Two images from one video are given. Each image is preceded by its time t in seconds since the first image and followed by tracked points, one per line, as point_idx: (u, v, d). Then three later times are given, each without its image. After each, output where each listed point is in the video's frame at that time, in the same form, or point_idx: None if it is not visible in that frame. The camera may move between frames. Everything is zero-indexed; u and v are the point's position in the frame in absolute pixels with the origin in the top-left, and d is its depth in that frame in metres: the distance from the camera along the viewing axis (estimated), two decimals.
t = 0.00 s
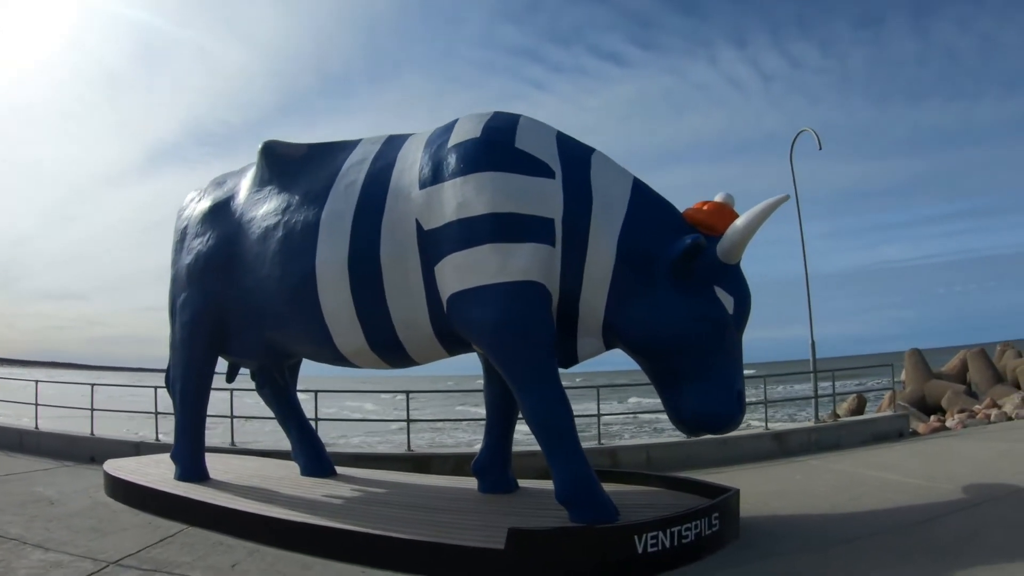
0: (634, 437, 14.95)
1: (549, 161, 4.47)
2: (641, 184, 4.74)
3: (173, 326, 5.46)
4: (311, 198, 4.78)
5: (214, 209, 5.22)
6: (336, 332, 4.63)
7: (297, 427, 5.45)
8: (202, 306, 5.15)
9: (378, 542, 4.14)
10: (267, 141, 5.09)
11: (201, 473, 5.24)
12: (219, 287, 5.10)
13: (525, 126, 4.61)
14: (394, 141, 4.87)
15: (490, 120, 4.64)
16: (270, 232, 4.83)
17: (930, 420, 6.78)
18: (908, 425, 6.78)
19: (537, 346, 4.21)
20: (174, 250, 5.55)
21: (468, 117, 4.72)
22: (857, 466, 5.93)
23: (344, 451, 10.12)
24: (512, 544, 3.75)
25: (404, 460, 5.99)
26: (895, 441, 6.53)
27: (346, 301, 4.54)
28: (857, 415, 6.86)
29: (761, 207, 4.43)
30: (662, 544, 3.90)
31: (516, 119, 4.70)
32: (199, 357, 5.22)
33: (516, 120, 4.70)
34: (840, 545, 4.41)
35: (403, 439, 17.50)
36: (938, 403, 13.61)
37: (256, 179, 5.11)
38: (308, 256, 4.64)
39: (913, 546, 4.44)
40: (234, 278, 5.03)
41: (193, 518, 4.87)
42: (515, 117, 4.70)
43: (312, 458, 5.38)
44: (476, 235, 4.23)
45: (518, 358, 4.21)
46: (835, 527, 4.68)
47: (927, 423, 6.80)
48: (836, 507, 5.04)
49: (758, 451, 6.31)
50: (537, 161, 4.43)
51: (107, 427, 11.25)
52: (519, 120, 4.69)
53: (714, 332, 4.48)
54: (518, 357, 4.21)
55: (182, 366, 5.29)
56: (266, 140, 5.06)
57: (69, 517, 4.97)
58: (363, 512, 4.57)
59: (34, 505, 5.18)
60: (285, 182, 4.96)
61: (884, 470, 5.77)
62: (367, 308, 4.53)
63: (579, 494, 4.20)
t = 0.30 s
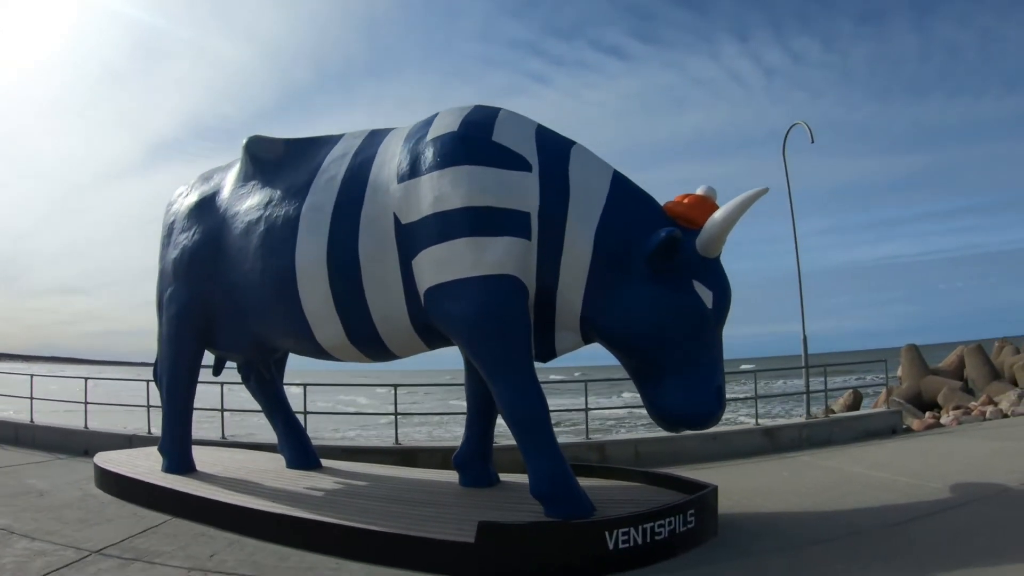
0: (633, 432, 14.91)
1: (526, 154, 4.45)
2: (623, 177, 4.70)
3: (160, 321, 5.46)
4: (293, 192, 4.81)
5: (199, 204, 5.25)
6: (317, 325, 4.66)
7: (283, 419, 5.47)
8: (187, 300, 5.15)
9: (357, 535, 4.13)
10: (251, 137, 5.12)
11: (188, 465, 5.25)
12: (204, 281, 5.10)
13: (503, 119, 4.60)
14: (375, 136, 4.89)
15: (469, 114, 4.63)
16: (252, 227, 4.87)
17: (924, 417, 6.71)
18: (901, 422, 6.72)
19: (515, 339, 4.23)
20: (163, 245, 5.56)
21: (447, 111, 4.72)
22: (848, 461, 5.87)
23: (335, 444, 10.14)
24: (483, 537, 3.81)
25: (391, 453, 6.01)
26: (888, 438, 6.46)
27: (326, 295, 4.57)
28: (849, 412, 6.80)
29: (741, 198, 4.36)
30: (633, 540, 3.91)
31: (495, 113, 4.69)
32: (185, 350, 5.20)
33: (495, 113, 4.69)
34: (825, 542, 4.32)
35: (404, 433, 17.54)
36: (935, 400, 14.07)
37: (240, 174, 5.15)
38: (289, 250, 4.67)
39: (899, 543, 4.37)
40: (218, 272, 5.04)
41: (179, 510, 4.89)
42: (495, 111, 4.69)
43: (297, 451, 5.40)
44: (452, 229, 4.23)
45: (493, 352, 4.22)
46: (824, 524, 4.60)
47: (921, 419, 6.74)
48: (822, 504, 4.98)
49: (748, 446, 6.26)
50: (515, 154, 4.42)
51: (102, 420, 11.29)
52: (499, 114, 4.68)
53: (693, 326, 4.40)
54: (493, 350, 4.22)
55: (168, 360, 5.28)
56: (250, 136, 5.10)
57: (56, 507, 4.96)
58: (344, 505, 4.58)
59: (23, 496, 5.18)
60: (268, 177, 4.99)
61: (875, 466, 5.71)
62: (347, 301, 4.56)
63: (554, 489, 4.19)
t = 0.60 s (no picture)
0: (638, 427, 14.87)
1: (509, 148, 4.43)
2: (610, 170, 4.67)
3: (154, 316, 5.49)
4: (281, 188, 4.84)
5: (191, 200, 5.29)
6: (304, 320, 4.69)
7: (275, 413, 5.49)
8: (179, 294, 5.18)
9: (340, 528, 4.13)
10: (242, 133, 5.16)
11: (182, 458, 5.28)
12: (195, 276, 5.13)
13: (488, 113, 4.60)
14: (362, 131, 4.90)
15: (453, 108, 4.63)
16: (241, 222, 4.90)
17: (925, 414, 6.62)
18: (901, 419, 6.64)
19: (498, 333, 4.23)
20: (156, 240, 5.60)
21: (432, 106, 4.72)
22: (845, 457, 5.80)
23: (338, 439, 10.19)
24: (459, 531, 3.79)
25: (384, 447, 6.02)
26: (887, 434, 6.38)
27: (312, 289, 4.60)
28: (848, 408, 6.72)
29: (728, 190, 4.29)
30: (610, 538, 3.81)
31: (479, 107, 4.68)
32: (178, 345, 5.24)
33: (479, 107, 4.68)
34: (811, 542, 4.24)
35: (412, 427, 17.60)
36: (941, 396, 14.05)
37: (231, 170, 5.18)
38: (276, 245, 4.71)
39: (887, 542, 4.29)
40: (209, 267, 5.08)
41: (169, 502, 4.92)
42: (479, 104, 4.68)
43: (289, 444, 5.41)
44: (435, 223, 4.24)
45: (474, 345, 4.23)
46: (813, 522, 4.52)
47: (921, 416, 6.65)
48: (814, 501, 4.90)
49: (745, 442, 6.19)
50: (498, 147, 4.41)
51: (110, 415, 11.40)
52: (483, 108, 4.67)
53: (678, 321, 4.36)
54: (475, 343, 4.23)
55: (161, 355, 5.31)
56: (240, 132, 5.14)
57: (50, 500, 5.02)
58: (331, 498, 4.59)
59: (19, 489, 5.24)
60: (258, 173, 5.03)
61: (872, 462, 5.63)
62: (333, 296, 4.58)
63: (536, 483, 4.18)
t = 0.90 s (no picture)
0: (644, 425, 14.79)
1: (490, 138, 4.42)
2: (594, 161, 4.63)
3: (144, 309, 5.50)
4: (267, 180, 4.86)
5: (181, 194, 5.32)
6: (288, 311, 4.70)
7: (265, 405, 5.47)
8: (168, 287, 5.20)
9: (319, 520, 4.16)
10: (231, 126, 5.19)
11: (171, 450, 5.29)
12: (184, 268, 5.14)
13: (471, 105, 4.59)
14: (348, 123, 4.92)
15: (436, 99, 4.63)
16: (228, 214, 4.92)
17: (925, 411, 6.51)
18: (900, 416, 6.55)
19: (476, 327, 4.22)
20: (147, 234, 5.62)
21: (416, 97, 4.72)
22: (839, 454, 5.71)
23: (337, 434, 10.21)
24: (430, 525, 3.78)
25: (375, 440, 6.02)
26: (885, 432, 6.28)
27: (295, 281, 4.62)
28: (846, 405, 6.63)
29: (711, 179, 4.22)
30: (587, 534, 3.73)
31: (462, 97, 4.67)
32: (168, 337, 5.26)
33: (462, 98, 4.67)
34: (791, 543, 4.16)
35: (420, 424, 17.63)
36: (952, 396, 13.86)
37: (220, 163, 5.21)
38: (261, 237, 4.73)
39: (870, 545, 4.21)
40: (197, 260, 5.10)
41: (155, 492, 4.95)
42: (462, 95, 4.67)
43: (279, 436, 5.38)
44: (413, 215, 4.25)
45: (452, 338, 4.22)
46: (798, 524, 4.45)
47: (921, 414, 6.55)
48: (803, 501, 4.82)
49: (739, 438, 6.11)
50: (479, 138, 4.40)
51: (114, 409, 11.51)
52: (466, 98, 4.66)
53: (661, 314, 4.31)
54: (452, 337, 4.21)
55: (152, 347, 5.33)
56: (229, 125, 5.17)
57: (40, 490, 5.07)
58: (312, 491, 4.60)
59: (11, 478, 5.29)
60: (246, 165, 5.05)
61: (866, 459, 5.55)
62: (316, 288, 4.59)
63: (513, 478, 4.16)
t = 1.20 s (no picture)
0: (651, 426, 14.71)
1: (468, 137, 4.38)
2: (575, 159, 4.57)
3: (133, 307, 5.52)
4: (250, 178, 4.86)
5: (168, 192, 5.33)
6: (269, 310, 4.70)
7: (251, 403, 5.48)
8: (154, 284, 5.22)
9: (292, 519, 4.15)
10: (217, 125, 5.20)
11: (158, 446, 5.30)
12: (170, 266, 5.16)
13: (451, 103, 4.56)
14: (330, 121, 4.90)
15: (416, 97, 4.60)
16: (212, 213, 4.93)
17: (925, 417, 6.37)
18: (899, 422, 6.41)
19: (451, 327, 4.18)
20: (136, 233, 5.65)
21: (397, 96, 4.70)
22: (833, 460, 5.59)
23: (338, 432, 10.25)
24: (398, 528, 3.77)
25: (363, 440, 6.01)
26: (883, 438, 6.15)
27: (275, 280, 4.62)
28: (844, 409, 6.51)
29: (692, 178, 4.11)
30: (555, 542, 3.70)
31: (442, 96, 4.63)
32: (154, 334, 5.27)
33: (442, 96, 4.63)
34: (770, 555, 4.04)
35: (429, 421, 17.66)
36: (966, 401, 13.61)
37: (206, 161, 5.22)
38: (243, 235, 4.73)
39: (854, 557, 4.05)
40: (182, 258, 5.10)
41: (138, 489, 4.97)
42: (442, 93, 4.63)
43: (264, 435, 5.38)
44: (389, 214, 4.22)
45: (426, 339, 4.17)
46: (779, 533, 4.29)
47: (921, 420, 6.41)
48: (790, 508, 4.69)
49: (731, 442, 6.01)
50: (457, 137, 4.36)
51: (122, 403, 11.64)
52: (446, 97, 4.62)
53: (639, 316, 4.21)
54: (426, 338, 4.17)
55: (139, 344, 5.35)
56: (215, 124, 5.18)
57: (27, 484, 5.11)
58: (290, 490, 4.59)
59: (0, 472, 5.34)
60: (230, 164, 5.05)
61: (858, 466, 5.43)
62: (296, 287, 4.58)
63: (488, 479, 4.11)
